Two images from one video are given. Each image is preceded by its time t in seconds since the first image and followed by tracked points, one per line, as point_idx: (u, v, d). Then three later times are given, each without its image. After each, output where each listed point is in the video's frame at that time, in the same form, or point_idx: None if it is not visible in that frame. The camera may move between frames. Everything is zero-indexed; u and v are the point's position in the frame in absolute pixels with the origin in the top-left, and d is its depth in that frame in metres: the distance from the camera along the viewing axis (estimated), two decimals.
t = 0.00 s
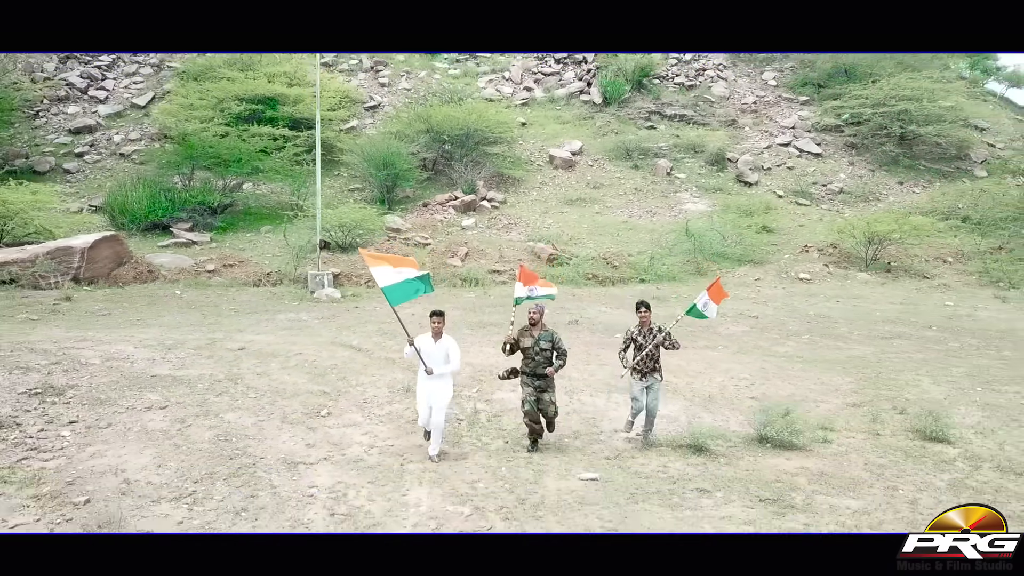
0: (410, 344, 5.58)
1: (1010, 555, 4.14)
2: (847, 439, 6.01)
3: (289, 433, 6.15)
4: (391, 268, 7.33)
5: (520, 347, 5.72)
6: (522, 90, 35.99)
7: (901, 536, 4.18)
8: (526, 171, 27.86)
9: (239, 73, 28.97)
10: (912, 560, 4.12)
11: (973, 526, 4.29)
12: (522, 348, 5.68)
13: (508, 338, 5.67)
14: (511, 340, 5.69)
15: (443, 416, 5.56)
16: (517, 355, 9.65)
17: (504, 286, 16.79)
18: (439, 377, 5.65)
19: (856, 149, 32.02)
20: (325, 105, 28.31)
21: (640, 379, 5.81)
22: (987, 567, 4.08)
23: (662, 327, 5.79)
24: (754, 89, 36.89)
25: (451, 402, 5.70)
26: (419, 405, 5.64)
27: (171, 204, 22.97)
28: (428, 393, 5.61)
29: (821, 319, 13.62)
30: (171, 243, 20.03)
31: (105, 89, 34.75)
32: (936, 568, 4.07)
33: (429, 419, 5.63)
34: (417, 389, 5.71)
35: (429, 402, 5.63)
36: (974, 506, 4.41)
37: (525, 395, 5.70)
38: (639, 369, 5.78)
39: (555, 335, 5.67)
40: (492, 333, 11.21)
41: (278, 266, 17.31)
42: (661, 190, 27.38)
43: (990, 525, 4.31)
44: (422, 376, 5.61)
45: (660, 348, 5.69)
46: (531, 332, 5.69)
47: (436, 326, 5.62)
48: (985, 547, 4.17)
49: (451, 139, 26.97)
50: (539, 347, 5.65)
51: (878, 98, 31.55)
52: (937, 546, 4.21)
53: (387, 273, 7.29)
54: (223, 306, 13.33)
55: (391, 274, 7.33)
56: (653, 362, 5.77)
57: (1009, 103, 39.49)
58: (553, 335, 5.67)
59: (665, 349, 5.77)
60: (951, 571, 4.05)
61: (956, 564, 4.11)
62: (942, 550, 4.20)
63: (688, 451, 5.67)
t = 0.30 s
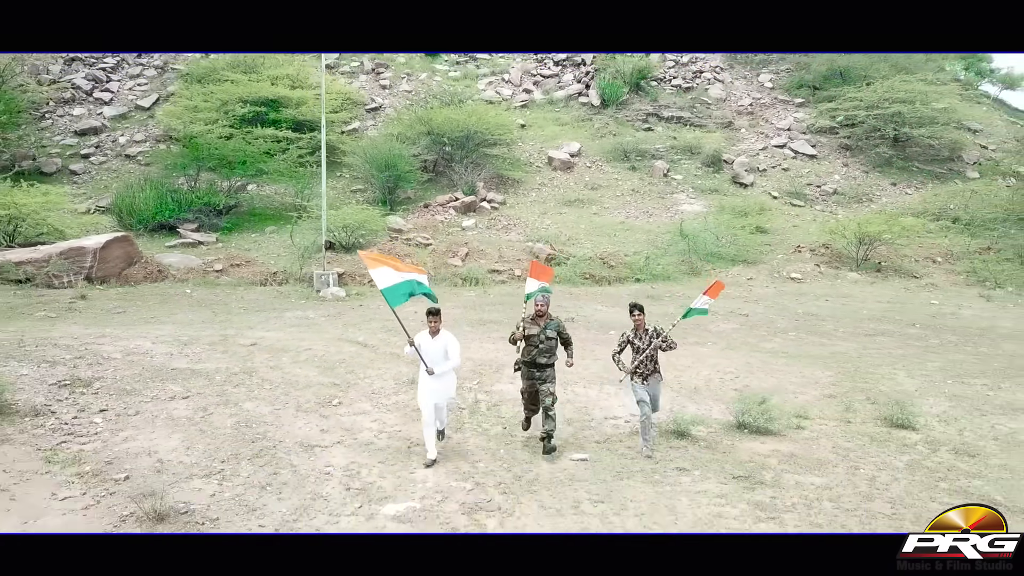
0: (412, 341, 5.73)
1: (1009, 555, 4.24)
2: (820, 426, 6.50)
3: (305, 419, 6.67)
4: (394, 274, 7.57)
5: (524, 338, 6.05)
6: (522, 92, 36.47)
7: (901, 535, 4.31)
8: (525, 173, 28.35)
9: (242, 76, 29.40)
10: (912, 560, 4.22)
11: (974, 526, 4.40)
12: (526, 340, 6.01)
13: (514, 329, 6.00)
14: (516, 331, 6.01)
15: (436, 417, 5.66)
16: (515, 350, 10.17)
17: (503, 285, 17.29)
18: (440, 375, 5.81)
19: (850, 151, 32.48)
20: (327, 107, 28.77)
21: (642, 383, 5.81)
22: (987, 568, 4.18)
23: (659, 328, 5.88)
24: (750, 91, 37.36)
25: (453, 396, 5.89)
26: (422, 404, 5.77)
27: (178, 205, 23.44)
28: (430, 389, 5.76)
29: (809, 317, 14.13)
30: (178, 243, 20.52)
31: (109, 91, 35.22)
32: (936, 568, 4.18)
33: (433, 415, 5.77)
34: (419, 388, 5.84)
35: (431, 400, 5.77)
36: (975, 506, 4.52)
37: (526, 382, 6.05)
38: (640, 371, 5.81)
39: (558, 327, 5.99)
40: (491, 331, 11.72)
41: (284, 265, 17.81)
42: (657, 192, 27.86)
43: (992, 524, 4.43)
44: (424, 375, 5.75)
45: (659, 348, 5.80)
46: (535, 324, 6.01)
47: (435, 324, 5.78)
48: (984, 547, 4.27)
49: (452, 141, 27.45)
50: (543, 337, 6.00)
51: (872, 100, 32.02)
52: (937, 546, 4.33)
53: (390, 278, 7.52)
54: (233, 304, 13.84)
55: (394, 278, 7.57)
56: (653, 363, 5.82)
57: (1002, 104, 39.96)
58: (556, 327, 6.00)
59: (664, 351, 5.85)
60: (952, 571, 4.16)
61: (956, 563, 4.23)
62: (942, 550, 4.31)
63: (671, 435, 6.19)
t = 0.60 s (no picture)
0: (416, 345, 5.74)
1: (1010, 555, 4.29)
2: (793, 412, 7.11)
3: (320, 406, 7.25)
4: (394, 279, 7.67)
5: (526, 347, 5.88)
6: (521, 94, 37.01)
7: (900, 535, 4.38)
8: (524, 174, 28.95)
9: (247, 79, 29.91)
10: (912, 560, 4.28)
11: (973, 526, 4.45)
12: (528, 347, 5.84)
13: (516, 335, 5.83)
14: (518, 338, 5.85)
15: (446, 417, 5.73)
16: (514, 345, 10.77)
17: (503, 284, 17.87)
18: (445, 378, 5.82)
19: (844, 152, 33.06)
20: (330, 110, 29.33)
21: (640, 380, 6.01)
22: (987, 568, 4.23)
23: (657, 328, 6.04)
24: (746, 93, 37.91)
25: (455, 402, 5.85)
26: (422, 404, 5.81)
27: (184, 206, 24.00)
28: (432, 393, 5.76)
29: (796, 314, 14.72)
30: (187, 243, 21.10)
31: (115, 94, 35.74)
32: (936, 569, 4.23)
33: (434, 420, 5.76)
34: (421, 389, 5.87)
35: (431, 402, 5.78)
36: (975, 506, 4.58)
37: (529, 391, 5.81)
38: (638, 369, 6.01)
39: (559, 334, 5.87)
40: (491, 327, 12.31)
41: (291, 265, 18.38)
42: (653, 193, 28.43)
43: (991, 525, 4.48)
44: (430, 376, 5.76)
45: (657, 348, 5.98)
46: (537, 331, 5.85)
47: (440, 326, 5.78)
48: (984, 547, 4.33)
49: (452, 143, 28.02)
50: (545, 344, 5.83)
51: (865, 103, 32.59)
52: (937, 545, 4.38)
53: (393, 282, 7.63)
54: (244, 303, 14.43)
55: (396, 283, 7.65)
56: (651, 362, 6.02)
57: (994, 106, 40.57)
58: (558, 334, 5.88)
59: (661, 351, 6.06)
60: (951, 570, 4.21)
61: (956, 563, 4.28)
62: (941, 550, 4.36)
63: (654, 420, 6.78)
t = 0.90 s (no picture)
0: (416, 347, 5.73)
1: (1010, 554, 4.32)
2: (772, 402, 7.62)
3: (331, 396, 7.79)
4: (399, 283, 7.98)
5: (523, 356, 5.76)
6: (521, 96, 37.48)
7: (900, 535, 4.40)
8: (524, 176, 29.47)
9: (250, 82, 30.35)
10: (912, 560, 4.34)
11: (973, 526, 4.47)
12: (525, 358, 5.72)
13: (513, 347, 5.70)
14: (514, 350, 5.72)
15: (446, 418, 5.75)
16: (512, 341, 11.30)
17: (502, 284, 18.39)
18: (444, 380, 5.83)
19: (839, 153, 33.55)
20: (332, 112, 29.83)
21: (634, 388, 5.78)
22: (989, 568, 4.27)
23: (653, 335, 5.75)
24: (743, 96, 38.38)
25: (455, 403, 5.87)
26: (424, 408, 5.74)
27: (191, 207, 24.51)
28: (432, 395, 5.77)
29: (785, 313, 15.24)
30: (193, 243, 21.62)
31: (120, 96, 36.17)
32: (936, 568, 4.28)
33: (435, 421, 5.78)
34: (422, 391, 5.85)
35: (434, 404, 5.76)
36: (975, 506, 4.58)
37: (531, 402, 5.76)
38: (633, 377, 5.76)
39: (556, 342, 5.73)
40: (491, 324, 12.86)
41: (296, 265, 18.91)
42: (650, 194, 28.92)
43: (991, 525, 4.49)
44: (428, 378, 5.78)
45: (653, 356, 5.68)
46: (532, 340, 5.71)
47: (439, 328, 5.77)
48: (985, 547, 4.35)
49: (453, 144, 28.52)
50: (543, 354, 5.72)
51: (859, 105, 33.08)
52: (937, 546, 4.41)
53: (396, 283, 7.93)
54: (252, 301, 14.95)
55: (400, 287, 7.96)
56: (647, 370, 5.73)
57: (988, 108, 41.10)
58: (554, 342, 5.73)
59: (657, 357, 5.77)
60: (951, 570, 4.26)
61: (957, 564, 4.32)
62: (942, 550, 4.39)
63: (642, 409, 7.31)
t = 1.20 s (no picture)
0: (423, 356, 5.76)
1: (1010, 555, 4.37)
2: (754, 393, 8.15)
3: (341, 387, 8.33)
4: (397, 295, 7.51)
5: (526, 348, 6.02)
6: (520, 99, 37.99)
7: (901, 535, 4.45)
8: (523, 177, 29.99)
9: (254, 84, 30.81)
10: (913, 560, 4.37)
11: (974, 526, 4.54)
12: (528, 350, 5.97)
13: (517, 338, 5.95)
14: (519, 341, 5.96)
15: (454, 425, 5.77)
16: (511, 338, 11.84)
17: (501, 283, 18.91)
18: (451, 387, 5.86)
19: (833, 155, 34.06)
20: (335, 115, 30.31)
21: (632, 395, 5.89)
22: (989, 569, 4.29)
23: (652, 342, 5.89)
24: (740, 98, 38.88)
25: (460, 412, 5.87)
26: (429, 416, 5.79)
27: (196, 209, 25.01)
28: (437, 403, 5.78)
29: (775, 311, 15.76)
30: (199, 244, 22.13)
31: (125, 98, 36.62)
32: (937, 568, 4.31)
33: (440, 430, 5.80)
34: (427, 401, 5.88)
35: (439, 411, 5.79)
36: (975, 506, 4.66)
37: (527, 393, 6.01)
38: (631, 385, 5.86)
39: (561, 338, 5.97)
40: (491, 322, 13.40)
41: (301, 265, 19.43)
42: (647, 196, 29.42)
43: (990, 525, 4.56)
44: (436, 386, 5.81)
45: (650, 364, 5.80)
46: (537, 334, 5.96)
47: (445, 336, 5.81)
48: (984, 547, 4.41)
49: (453, 146, 29.02)
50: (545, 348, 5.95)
51: (853, 108, 33.56)
52: (938, 545, 4.47)
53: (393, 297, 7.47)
54: (260, 300, 15.47)
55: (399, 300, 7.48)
56: (644, 378, 5.85)
57: (982, 110, 41.57)
58: (560, 338, 5.97)
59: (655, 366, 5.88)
60: (951, 570, 4.29)
61: (957, 563, 4.35)
62: (943, 550, 4.44)
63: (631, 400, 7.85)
